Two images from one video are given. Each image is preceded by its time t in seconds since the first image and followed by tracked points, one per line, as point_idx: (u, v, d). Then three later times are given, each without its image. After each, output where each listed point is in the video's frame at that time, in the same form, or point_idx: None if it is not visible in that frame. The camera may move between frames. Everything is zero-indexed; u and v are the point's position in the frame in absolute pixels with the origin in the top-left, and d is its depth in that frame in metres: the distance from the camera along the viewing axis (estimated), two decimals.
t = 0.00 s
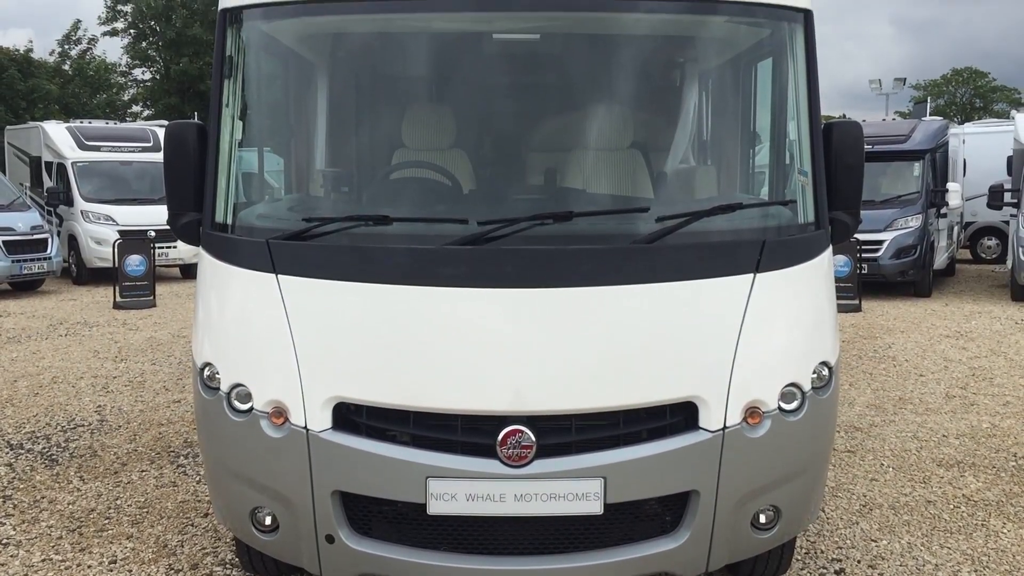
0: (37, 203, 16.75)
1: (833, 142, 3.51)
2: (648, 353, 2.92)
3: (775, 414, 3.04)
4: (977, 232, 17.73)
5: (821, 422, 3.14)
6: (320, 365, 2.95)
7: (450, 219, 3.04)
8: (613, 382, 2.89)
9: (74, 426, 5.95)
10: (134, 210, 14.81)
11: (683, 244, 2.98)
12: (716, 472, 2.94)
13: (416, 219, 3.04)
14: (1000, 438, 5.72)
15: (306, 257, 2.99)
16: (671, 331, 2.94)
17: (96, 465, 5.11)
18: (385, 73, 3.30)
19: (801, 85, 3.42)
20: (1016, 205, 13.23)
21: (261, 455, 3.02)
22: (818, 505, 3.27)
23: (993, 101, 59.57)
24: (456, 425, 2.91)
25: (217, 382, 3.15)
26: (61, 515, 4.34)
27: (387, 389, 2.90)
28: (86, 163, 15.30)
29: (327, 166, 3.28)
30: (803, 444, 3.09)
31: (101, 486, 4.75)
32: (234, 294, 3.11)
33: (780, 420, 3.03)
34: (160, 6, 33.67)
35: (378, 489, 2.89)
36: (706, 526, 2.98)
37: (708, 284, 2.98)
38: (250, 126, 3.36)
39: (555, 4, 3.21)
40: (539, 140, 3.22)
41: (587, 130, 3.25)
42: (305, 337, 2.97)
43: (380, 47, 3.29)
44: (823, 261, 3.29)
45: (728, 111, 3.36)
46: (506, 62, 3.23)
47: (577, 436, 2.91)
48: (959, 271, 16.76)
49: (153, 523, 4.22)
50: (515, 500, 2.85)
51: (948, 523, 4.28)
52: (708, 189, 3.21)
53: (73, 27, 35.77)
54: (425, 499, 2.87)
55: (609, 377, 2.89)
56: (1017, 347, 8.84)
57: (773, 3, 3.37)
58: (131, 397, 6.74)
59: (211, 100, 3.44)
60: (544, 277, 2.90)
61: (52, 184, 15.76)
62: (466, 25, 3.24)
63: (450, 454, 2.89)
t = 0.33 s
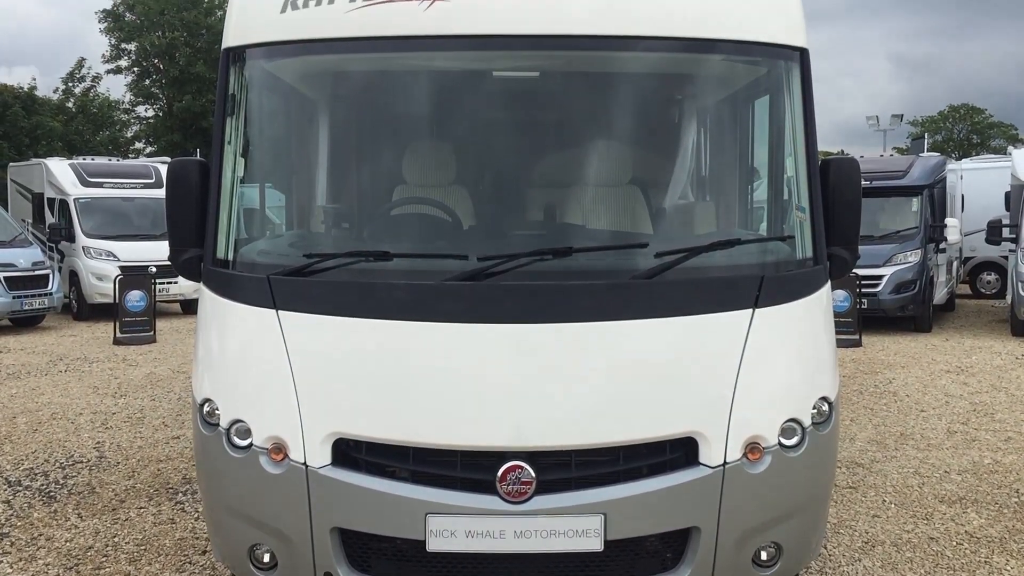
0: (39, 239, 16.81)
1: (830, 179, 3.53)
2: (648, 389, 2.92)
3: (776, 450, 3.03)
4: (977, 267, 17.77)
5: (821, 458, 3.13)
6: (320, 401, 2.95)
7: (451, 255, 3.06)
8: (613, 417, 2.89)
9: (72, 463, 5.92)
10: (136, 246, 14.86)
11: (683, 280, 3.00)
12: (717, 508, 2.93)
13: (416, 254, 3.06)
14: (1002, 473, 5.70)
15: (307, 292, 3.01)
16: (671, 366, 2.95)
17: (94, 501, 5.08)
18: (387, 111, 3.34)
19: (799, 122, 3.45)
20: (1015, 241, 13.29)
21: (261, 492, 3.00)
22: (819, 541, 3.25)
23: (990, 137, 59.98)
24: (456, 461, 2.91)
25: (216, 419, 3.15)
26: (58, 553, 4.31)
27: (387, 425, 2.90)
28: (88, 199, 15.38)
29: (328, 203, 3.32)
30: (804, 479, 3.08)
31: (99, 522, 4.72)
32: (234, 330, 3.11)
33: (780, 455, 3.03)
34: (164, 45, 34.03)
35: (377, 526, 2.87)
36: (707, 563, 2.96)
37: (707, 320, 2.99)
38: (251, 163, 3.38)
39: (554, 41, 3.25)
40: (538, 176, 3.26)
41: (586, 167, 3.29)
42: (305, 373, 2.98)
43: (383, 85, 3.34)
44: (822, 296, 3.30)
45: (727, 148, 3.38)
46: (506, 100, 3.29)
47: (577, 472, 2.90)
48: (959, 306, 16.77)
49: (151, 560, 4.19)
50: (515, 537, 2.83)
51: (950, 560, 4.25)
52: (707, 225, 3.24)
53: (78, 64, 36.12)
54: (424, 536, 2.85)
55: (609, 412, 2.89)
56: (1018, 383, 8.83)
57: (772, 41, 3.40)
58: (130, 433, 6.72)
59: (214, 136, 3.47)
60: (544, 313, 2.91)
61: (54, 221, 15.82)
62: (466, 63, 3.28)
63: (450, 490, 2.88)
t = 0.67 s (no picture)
0: (43, 275, 16.85)
1: (830, 216, 3.57)
2: (649, 423, 2.92)
3: (778, 485, 3.01)
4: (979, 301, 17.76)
5: (824, 494, 3.11)
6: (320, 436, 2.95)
7: (452, 290, 3.07)
8: (614, 451, 2.89)
9: (72, 499, 5.90)
10: (139, 281, 14.90)
11: (683, 314, 3.01)
12: (719, 545, 2.91)
13: (418, 289, 3.08)
14: (1007, 509, 5.66)
15: (309, 327, 3.03)
16: (671, 400, 2.95)
17: (93, 537, 5.06)
18: (389, 147, 3.37)
19: (798, 158, 3.48)
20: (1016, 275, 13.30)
21: (260, 528, 2.99)
22: None
23: (990, 172, 60.24)
24: (457, 496, 2.90)
25: (217, 454, 3.14)
26: None
27: (388, 460, 2.89)
28: (92, 235, 15.45)
29: (331, 238, 3.34)
30: (808, 515, 3.06)
31: (98, 559, 4.70)
32: (236, 365, 3.12)
33: (782, 491, 3.01)
34: (170, 82, 34.39)
35: (377, 562, 2.84)
36: None
37: (707, 354, 3.00)
38: (254, 199, 3.41)
39: (555, 80, 3.31)
40: (539, 212, 3.28)
41: (587, 202, 3.31)
42: (305, 407, 2.98)
43: (386, 122, 3.38)
44: (822, 331, 3.31)
45: (727, 184, 3.41)
46: (508, 136, 3.31)
47: (579, 507, 2.89)
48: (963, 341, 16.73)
49: None
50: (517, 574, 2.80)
51: None
52: (707, 259, 3.26)
53: (84, 102, 36.46)
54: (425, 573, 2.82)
55: (610, 447, 2.89)
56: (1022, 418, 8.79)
57: (771, 79, 3.44)
58: (131, 469, 6.70)
59: (218, 172, 3.50)
60: (544, 348, 2.92)
61: (59, 256, 15.89)
62: (468, 100, 3.32)
63: (451, 525, 2.86)
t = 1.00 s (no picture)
0: (47, 310, 16.88)
1: (832, 250, 3.57)
2: (652, 458, 2.90)
3: (783, 522, 2.99)
4: (983, 338, 17.71)
5: (830, 530, 3.08)
6: (322, 472, 2.93)
7: (455, 324, 3.08)
8: (617, 487, 2.87)
9: (72, 535, 5.87)
10: (143, 317, 14.92)
11: (686, 349, 3.01)
12: None
13: (421, 323, 3.09)
14: (1015, 547, 5.60)
15: (312, 362, 3.03)
16: (675, 435, 2.93)
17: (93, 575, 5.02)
18: (393, 183, 3.39)
19: (801, 193, 3.49)
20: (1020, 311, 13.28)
21: (260, 566, 2.96)
22: None
23: (992, 208, 60.39)
24: (459, 533, 2.88)
25: (217, 491, 3.13)
26: None
27: (390, 495, 2.87)
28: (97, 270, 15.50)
29: (334, 273, 3.36)
30: (815, 553, 3.02)
31: None
32: (238, 401, 3.12)
33: (787, 528, 2.98)
34: (176, 119, 34.70)
35: None
36: None
37: (710, 389, 2.99)
38: (258, 234, 3.42)
39: (557, 116, 3.34)
40: (542, 247, 3.29)
41: (589, 237, 3.32)
42: (307, 442, 2.97)
43: (390, 158, 3.40)
44: (827, 366, 3.30)
45: (729, 219, 3.42)
46: (511, 172, 3.33)
47: (582, 544, 2.86)
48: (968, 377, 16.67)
49: None
50: None
51: None
52: (710, 294, 3.27)
53: (91, 138, 36.77)
54: None
55: (613, 483, 2.87)
56: None
57: (773, 115, 3.46)
58: (131, 505, 6.66)
59: (222, 208, 3.51)
60: (547, 383, 2.92)
61: (63, 292, 15.93)
62: (472, 136, 3.35)
63: (453, 562, 2.83)
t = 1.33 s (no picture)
0: (48, 342, 16.87)
1: (833, 282, 3.57)
2: (654, 490, 2.89)
3: (787, 555, 2.96)
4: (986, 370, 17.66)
5: (834, 564, 3.05)
6: (322, 504, 2.92)
7: (455, 355, 3.08)
8: (619, 518, 2.85)
9: (70, 569, 5.83)
10: (144, 349, 14.91)
11: (688, 380, 3.01)
12: None
13: (422, 355, 3.08)
14: None
15: (312, 394, 3.02)
16: (677, 467, 2.92)
17: None
18: (395, 216, 3.40)
19: (801, 224, 3.49)
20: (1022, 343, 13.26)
21: None
22: None
23: (993, 241, 60.50)
24: (460, 565, 2.85)
25: (217, 523, 3.11)
26: None
27: (390, 527, 2.86)
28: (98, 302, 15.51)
29: (335, 305, 3.36)
30: None
31: None
32: (239, 433, 3.11)
33: (791, 561, 2.95)
34: (179, 153, 34.91)
35: None
36: None
37: (713, 421, 2.98)
38: (260, 266, 3.43)
39: (558, 149, 3.36)
40: (544, 279, 3.29)
41: (591, 270, 3.32)
42: (307, 474, 2.95)
43: (392, 190, 3.42)
44: (829, 398, 3.29)
45: (730, 250, 3.43)
46: (513, 204, 3.34)
47: None
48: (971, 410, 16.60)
49: None
50: None
51: None
52: (711, 326, 3.27)
53: (94, 172, 36.96)
54: None
55: (614, 516, 2.85)
56: None
57: (773, 147, 3.48)
58: (130, 539, 6.62)
59: (224, 240, 3.52)
60: (548, 415, 2.91)
61: (65, 324, 15.94)
62: (473, 169, 3.37)
63: None
